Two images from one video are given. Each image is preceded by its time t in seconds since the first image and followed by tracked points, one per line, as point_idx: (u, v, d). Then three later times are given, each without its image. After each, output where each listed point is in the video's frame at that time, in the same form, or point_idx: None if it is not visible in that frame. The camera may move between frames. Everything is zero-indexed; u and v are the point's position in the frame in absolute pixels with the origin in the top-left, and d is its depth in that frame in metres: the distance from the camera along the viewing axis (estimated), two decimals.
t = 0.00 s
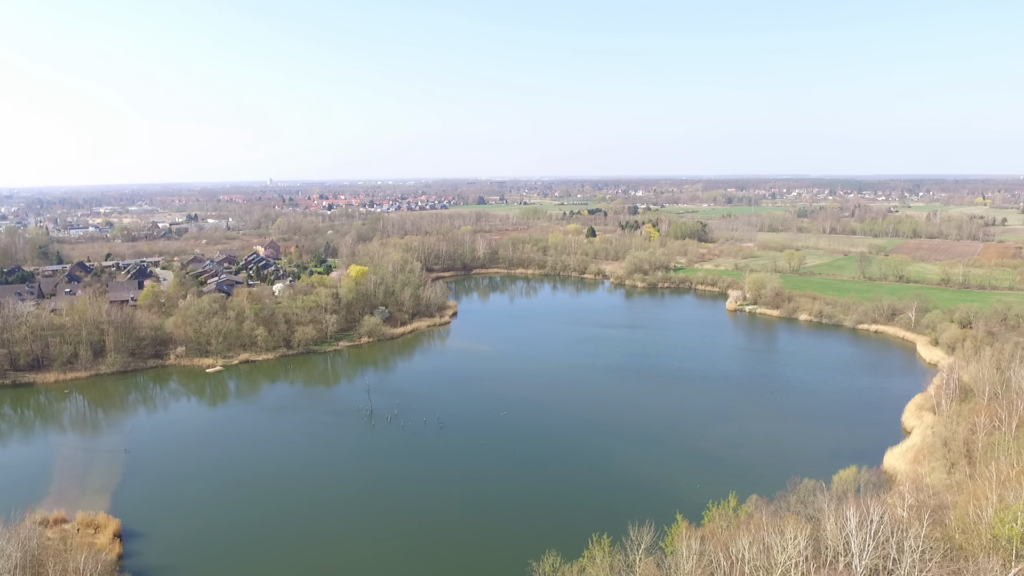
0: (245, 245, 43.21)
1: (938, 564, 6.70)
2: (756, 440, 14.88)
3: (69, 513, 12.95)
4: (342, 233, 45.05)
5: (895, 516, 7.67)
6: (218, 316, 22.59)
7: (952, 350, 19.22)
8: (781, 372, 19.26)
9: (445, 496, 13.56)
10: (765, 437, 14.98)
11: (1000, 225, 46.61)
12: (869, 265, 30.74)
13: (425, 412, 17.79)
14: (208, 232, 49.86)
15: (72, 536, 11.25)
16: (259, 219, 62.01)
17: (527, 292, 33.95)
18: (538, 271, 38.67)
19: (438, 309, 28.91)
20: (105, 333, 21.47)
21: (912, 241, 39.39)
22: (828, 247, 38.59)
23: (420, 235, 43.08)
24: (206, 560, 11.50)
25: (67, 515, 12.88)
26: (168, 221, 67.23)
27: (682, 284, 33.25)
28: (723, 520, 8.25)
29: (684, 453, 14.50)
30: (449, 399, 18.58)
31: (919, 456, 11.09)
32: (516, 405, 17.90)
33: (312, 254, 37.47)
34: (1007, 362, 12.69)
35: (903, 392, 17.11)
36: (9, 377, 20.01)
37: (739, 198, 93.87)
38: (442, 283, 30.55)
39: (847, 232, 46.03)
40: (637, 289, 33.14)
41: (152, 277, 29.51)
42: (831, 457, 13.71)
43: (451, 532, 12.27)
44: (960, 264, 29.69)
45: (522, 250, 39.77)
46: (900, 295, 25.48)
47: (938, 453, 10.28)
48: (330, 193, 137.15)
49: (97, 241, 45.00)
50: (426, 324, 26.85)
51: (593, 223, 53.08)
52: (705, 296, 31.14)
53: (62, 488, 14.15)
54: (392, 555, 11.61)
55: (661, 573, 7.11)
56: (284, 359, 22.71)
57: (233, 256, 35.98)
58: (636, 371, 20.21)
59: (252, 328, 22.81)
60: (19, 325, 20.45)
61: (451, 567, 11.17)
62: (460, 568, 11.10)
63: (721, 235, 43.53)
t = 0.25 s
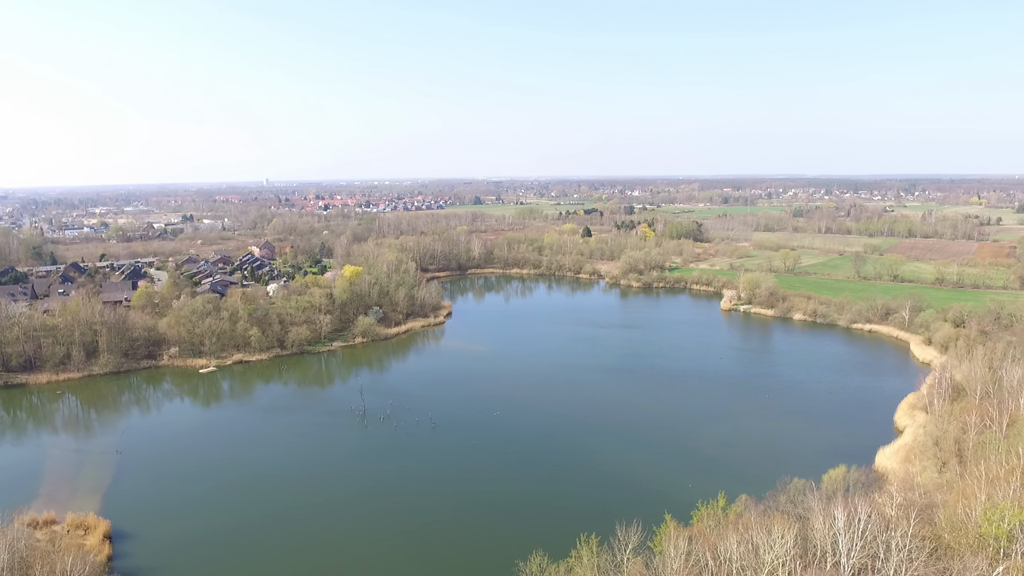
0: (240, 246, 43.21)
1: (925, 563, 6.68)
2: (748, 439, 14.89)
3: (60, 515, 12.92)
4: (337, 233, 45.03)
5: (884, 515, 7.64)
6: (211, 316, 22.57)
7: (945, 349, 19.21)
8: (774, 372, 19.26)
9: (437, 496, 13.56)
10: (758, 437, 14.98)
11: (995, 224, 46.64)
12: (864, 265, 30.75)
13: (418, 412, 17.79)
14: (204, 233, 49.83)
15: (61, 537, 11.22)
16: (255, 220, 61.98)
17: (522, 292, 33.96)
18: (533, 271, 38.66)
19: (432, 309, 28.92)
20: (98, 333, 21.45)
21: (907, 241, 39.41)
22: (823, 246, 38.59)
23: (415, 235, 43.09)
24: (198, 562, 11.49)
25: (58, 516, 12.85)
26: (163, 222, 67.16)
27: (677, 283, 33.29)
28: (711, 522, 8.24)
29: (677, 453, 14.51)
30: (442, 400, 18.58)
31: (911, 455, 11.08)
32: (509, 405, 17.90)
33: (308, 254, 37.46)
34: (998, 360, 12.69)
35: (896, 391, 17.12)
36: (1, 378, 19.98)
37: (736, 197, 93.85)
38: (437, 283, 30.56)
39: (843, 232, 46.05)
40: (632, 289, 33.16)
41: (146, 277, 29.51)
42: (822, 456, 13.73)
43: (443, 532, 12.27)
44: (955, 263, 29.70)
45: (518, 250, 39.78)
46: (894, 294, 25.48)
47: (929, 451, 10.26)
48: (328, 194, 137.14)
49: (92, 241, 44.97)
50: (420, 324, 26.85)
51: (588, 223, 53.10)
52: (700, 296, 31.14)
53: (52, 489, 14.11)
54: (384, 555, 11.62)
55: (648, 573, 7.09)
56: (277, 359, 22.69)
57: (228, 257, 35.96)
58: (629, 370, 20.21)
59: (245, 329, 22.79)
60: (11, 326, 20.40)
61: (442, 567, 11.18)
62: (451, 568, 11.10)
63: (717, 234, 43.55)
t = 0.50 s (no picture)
0: (234, 246, 43.14)
1: (907, 560, 6.69)
2: (739, 439, 14.89)
3: (47, 517, 12.85)
4: (331, 234, 45.00)
5: (867, 513, 7.65)
6: (202, 317, 22.52)
7: (935, 348, 19.25)
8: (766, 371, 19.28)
9: (426, 496, 13.55)
10: (747, 435, 15.01)
11: (988, 223, 46.76)
12: (857, 264, 30.80)
13: (408, 413, 17.77)
14: (197, 234, 49.75)
15: (47, 539, 11.17)
16: (249, 220, 61.90)
17: (515, 292, 33.97)
18: (527, 271, 38.69)
19: (425, 309, 28.93)
20: (89, 334, 21.40)
21: (900, 240, 39.50)
22: (817, 245, 38.66)
23: (409, 235, 43.09)
24: (186, 564, 11.44)
25: (45, 518, 12.79)
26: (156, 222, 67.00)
27: (670, 283, 33.34)
28: (696, 522, 8.27)
29: (667, 453, 14.51)
30: (433, 400, 18.57)
31: (899, 454, 11.10)
32: (499, 405, 17.89)
33: (301, 254, 37.44)
34: (988, 359, 12.72)
35: (887, 390, 17.15)
36: None
37: (731, 197, 93.93)
38: (430, 284, 30.57)
39: (836, 231, 46.13)
40: (625, 289, 33.18)
41: (138, 278, 29.47)
42: (811, 455, 13.75)
43: (433, 532, 12.27)
44: (947, 262, 29.77)
45: (511, 250, 39.79)
46: (885, 294, 25.54)
47: (917, 450, 10.26)
48: (324, 194, 137.04)
49: (84, 242, 44.88)
50: (412, 324, 26.86)
51: (582, 223, 53.14)
52: (692, 295, 31.17)
53: (40, 491, 14.03)
54: (373, 556, 11.58)
55: (631, 574, 7.04)
56: (269, 360, 22.66)
57: (221, 257, 35.91)
58: (621, 370, 20.21)
59: (237, 329, 22.75)
60: (1, 327, 20.34)
61: (433, 567, 11.16)
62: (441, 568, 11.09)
63: (710, 234, 43.60)
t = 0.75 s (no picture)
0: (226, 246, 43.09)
1: (888, 559, 6.66)
2: (728, 438, 14.87)
3: (33, 519, 12.74)
4: (323, 234, 44.95)
5: (850, 512, 7.63)
6: (192, 318, 22.45)
7: (925, 347, 19.28)
8: (755, 370, 19.29)
9: (415, 496, 13.50)
10: (736, 435, 15.00)
11: (979, 222, 46.91)
12: (848, 263, 30.87)
13: (398, 412, 17.72)
14: (189, 234, 49.68)
15: (31, 541, 11.10)
16: (242, 220, 61.84)
17: (508, 292, 33.98)
18: (519, 271, 38.69)
19: (416, 309, 28.93)
20: (77, 335, 21.33)
21: (892, 239, 39.56)
22: (809, 245, 38.73)
23: (402, 235, 43.08)
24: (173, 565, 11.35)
25: (30, 521, 12.68)
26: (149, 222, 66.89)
27: (662, 283, 33.39)
28: (678, 523, 8.24)
29: (656, 452, 14.49)
30: (423, 400, 18.52)
31: (886, 452, 11.11)
32: (488, 405, 17.85)
33: (293, 254, 37.41)
34: (977, 357, 12.73)
35: (876, 389, 17.17)
36: None
37: (725, 197, 94.03)
38: (421, 284, 30.56)
39: (828, 230, 46.23)
40: (617, 289, 33.22)
41: (128, 279, 29.42)
42: (799, 454, 13.75)
43: (422, 531, 12.21)
44: (938, 261, 29.86)
45: (503, 250, 39.79)
46: (876, 293, 25.59)
47: (905, 448, 10.24)
48: (319, 194, 136.91)
49: (75, 242, 44.79)
50: (404, 324, 26.85)
51: (575, 222, 53.17)
52: (684, 295, 31.21)
53: (25, 494, 13.91)
54: (361, 555, 11.53)
55: (610, 574, 6.97)
56: (259, 360, 22.63)
57: (212, 258, 35.87)
58: (611, 369, 20.20)
59: (227, 330, 22.69)
60: None
61: (421, 566, 11.12)
62: (429, 568, 11.04)
63: (702, 234, 43.66)
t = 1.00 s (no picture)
0: (218, 247, 43.08)
1: (869, 557, 6.65)
2: (716, 437, 14.90)
3: (18, 521, 12.64)
4: (316, 234, 44.94)
5: (833, 511, 7.61)
6: (182, 318, 22.40)
7: (915, 345, 19.30)
8: (746, 369, 19.30)
9: (404, 495, 13.46)
10: (725, 434, 15.00)
11: (971, 222, 47.03)
12: (840, 262, 30.92)
13: (387, 413, 17.68)
14: (182, 235, 49.65)
15: (14, 542, 11.07)
16: (235, 221, 61.76)
17: (500, 292, 34.00)
18: (511, 271, 38.69)
19: (408, 309, 28.96)
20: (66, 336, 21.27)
21: (884, 238, 39.66)
22: (801, 244, 38.78)
23: (395, 235, 43.07)
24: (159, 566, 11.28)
25: (16, 522, 12.58)
26: (142, 223, 66.80)
27: (654, 282, 33.47)
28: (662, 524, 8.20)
29: (646, 452, 14.47)
30: (412, 400, 18.49)
31: (874, 451, 11.12)
32: (478, 405, 17.82)
33: (286, 254, 37.39)
34: (965, 355, 12.76)
35: (866, 387, 17.19)
36: None
37: (719, 196, 94.07)
38: (413, 284, 30.59)
39: (821, 230, 46.31)
40: (610, 288, 33.27)
41: (119, 279, 29.41)
42: (788, 453, 13.77)
43: (411, 531, 12.16)
44: (929, 260, 29.93)
45: (496, 249, 39.81)
46: (867, 292, 25.65)
47: (892, 447, 10.24)
48: (314, 194, 136.79)
49: (66, 243, 44.74)
50: (395, 324, 26.88)
51: (569, 222, 53.20)
52: (676, 294, 31.26)
53: (10, 495, 13.81)
54: (350, 554, 11.50)
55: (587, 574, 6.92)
56: (249, 361, 22.63)
57: (204, 258, 35.85)
58: (601, 369, 20.19)
59: (217, 330, 22.64)
60: None
61: (410, 564, 11.09)
62: (418, 567, 11.00)
63: (695, 233, 43.71)
